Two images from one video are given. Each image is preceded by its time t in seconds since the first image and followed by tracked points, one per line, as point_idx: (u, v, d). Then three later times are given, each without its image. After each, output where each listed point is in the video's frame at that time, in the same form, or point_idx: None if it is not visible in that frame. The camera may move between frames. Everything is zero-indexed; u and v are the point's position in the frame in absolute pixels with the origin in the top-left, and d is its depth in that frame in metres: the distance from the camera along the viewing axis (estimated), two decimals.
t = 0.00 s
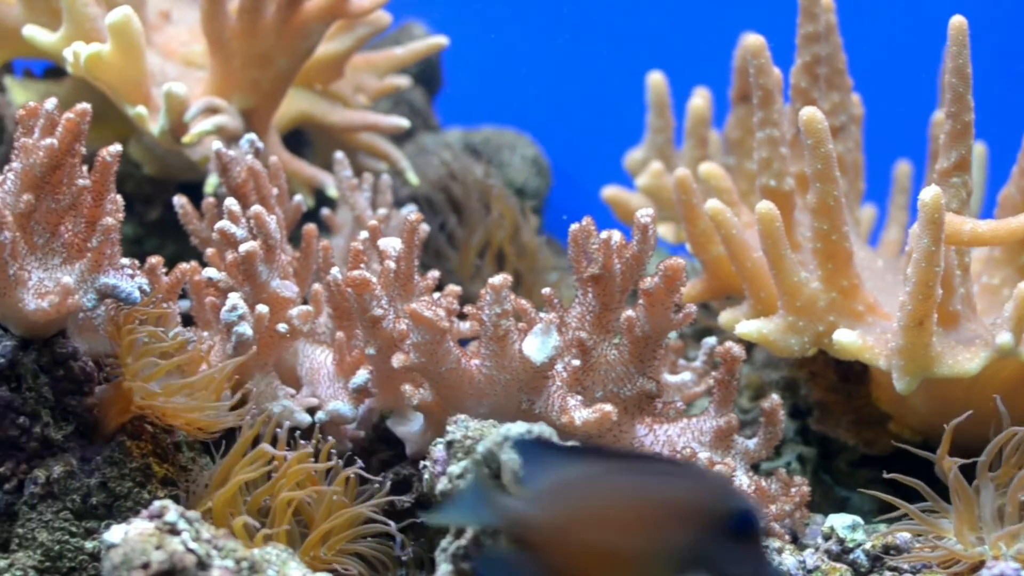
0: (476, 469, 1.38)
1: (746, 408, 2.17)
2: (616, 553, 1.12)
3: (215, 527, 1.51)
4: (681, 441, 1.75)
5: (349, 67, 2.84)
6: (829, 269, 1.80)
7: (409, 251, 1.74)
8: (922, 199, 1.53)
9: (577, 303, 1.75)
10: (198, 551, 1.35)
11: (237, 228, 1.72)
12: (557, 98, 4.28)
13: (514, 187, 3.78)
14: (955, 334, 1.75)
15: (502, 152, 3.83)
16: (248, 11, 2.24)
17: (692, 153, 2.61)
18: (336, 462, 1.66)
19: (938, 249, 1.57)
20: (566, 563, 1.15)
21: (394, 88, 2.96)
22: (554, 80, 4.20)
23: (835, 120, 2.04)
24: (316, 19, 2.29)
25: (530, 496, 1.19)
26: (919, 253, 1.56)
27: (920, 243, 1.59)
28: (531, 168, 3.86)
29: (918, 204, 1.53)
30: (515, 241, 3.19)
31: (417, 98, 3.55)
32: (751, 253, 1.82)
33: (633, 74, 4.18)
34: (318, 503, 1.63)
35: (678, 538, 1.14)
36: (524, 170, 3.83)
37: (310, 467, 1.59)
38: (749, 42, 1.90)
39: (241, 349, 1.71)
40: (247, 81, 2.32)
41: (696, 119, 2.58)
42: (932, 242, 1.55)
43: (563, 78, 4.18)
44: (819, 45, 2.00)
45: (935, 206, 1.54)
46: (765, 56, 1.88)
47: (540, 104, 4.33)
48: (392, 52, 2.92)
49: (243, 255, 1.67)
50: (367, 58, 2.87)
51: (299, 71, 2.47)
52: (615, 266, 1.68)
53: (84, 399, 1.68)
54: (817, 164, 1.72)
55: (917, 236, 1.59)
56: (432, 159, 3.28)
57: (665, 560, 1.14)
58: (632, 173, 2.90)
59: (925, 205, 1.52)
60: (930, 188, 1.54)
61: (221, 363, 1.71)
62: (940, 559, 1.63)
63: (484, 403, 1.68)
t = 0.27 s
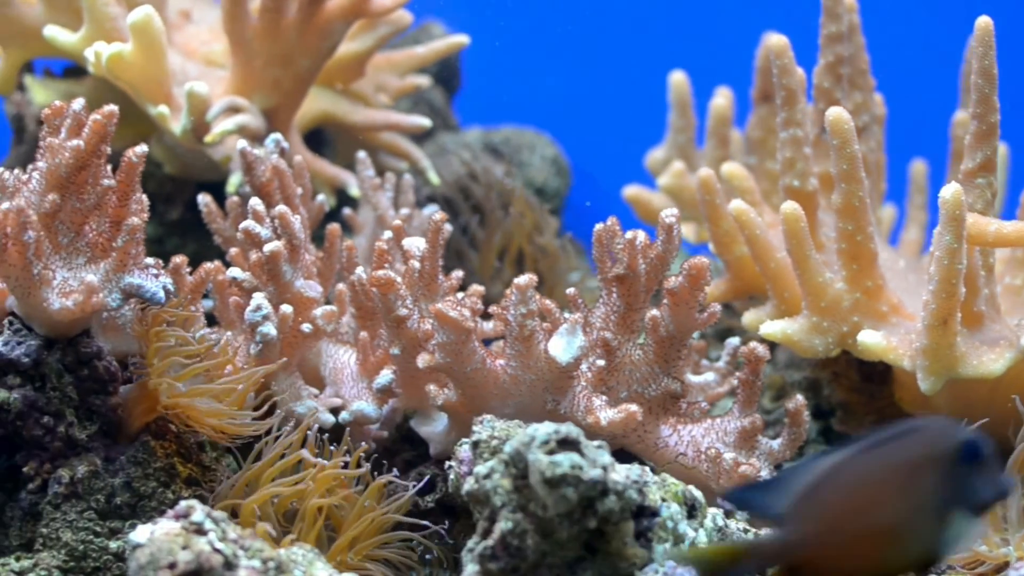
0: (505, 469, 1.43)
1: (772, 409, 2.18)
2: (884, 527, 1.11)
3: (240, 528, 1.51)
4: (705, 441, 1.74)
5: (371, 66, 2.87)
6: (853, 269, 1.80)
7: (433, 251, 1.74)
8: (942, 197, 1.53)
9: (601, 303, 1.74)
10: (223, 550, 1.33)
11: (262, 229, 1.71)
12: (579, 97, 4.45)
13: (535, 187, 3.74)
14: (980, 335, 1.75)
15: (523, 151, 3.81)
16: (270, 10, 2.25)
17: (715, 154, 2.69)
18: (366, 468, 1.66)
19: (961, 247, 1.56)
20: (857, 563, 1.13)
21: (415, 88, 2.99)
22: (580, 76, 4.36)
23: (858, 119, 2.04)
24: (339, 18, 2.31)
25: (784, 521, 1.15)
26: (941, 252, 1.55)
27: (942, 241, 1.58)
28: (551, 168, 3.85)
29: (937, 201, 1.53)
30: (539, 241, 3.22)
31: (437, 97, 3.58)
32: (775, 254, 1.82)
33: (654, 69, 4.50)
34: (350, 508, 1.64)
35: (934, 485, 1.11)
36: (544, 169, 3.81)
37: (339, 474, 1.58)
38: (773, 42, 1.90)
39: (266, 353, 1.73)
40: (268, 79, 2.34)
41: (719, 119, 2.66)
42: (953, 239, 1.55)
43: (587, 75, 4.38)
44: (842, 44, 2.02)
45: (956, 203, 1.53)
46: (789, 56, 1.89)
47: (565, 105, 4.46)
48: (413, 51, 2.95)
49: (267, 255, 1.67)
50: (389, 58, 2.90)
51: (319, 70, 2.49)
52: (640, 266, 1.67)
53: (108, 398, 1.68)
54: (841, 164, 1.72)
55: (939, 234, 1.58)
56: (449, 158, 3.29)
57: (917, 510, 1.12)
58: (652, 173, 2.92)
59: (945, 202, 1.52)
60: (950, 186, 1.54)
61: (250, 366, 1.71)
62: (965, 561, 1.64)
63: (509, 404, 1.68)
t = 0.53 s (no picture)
0: (532, 468, 1.40)
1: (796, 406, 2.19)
2: None
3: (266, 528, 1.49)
4: (730, 441, 1.74)
5: (393, 66, 2.90)
6: (877, 269, 1.79)
7: (457, 251, 1.72)
8: (981, 202, 1.52)
9: (626, 302, 1.74)
10: (251, 550, 1.32)
11: (287, 228, 1.70)
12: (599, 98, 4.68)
13: (556, 186, 3.77)
14: (1004, 336, 1.75)
15: (543, 151, 3.83)
16: (292, 9, 2.30)
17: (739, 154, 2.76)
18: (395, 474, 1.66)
19: (994, 252, 1.55)
20: None
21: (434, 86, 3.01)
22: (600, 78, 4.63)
23: (881, 119, 2.10)
24: (360, 18, 2.32)
25: (985, 457, 1.63)
26: (972, 254, 1.55)
27: (975, 244, 1.57)
28: (572, 168, 3.86)
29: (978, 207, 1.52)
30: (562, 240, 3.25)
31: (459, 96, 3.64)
32: (799, 254, 1.83)
33: (676, 75, 4.59)
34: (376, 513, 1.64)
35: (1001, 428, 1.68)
36: (564, 169, 3.82)
37: (370, 481, 1.59)
38: (796, 42, 1.90)
39: (291, 354, 1.77)
40: (291, 79, 2.39)
41: (742, 119, 2.72)
42: (988, 244, 1.54)
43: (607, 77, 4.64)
44: (865, 45, 2.05)
45: (994, 208, 1.53)
46: (811, 57, 1.90)
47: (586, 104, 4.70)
48: (435, 50, 2.99)
49: (291, 256, 1.66)
50: (410, 58, 2.94)
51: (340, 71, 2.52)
52: (665, 266, 1.66)
53: (133, 398, 1.68)
54: (865, 165, 1.71)
55: (973, 239, 1.56)
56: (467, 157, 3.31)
57: None
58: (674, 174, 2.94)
59: (984, 207, 1.52)
60: (989, 191, 1.53)
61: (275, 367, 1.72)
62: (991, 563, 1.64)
63: (534, 404, 1.68)
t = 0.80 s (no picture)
0: (558, 469, 1.38)
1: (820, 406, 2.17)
2: None
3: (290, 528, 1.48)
4: (754, 441, 1.74)
5: (414, 65, 2.92)
6: (901, 269, 1.79)
7: (481, 251, 1.74)
8: (1007, 200, 1.52)
9: (650, 302, 1.74)
10: (276, 551, 1.31)
11: (311, 228, 1.71)
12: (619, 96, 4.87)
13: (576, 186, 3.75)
14: None
15: (563, 151, 3.83)
16: (314, 9, 2.30)
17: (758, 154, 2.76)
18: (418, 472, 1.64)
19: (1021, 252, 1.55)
20: None
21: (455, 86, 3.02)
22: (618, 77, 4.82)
23: (903, 119, 2.11)
24: (382, 18, 2.34)
25: None
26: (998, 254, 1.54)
27: (1002, 244, 1.56)
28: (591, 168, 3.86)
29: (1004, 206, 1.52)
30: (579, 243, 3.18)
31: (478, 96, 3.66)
32: (823, 254, 1.83)
33: (694, 73, 4.78)
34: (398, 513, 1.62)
35: None
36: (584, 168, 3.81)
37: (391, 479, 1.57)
38: (819, 43, 1.92)
39: (315, 353, 1.76)
40: (312, 79, 2.39)
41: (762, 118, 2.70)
42: (1014, 243, 1.53)
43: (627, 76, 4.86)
44: (887, 45, 2.07)
45: (1021, 207, 1.53)
46: (834, 56, 1.92)
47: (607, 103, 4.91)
48: (455, 50, 3.00)
49: (316, 256, 1.67)
50: (431, 57, 2.96)
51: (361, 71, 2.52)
52: (689, 266, 1.66)
53: (156, 398, 1.69)
54: (890, 164, 1.71)
55: (1000, 238, 1.56)
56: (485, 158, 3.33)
57: None
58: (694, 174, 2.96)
59: (1010, 206, 1.52)
60: (1016, 190, 1.53)
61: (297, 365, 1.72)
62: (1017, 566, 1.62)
63: (559, 404, 1.68)
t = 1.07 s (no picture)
0: (583, 468, 1.37)
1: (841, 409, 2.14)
2: None
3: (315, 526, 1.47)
4: (775, 442, 1.74)
5: (434, 66, 2.94)
6: (922, 269, 1.79)
7: (503, 251, 1.73)
8: None
9: (672, 302, 1.74)
10: (301, 550, 1.30)
11: (334, 228, 1.72)
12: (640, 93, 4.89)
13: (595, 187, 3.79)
14: None
15: (580, 151, 3.87)
16: (334, 9, 2.33)
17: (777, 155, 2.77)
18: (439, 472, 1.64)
19: None
20: None
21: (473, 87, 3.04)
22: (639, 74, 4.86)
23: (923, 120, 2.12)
24: (403, 18, 2.36)
25: None
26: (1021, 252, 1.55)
27: None
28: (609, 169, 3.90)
29: None
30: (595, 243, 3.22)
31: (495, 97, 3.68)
32: (844, 254, 1.84)
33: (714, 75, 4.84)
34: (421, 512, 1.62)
35: None
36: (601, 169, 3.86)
37: (415, 480, 1.57)
38: (843, 42, 1.95)
39: (335, 353, 1.76)
40: (332, 78, 2.40)
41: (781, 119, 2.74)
42: None
43: (647, 77, 4.88)
44: (908, 45, 2.09)
45: None
46: (857, 56, 1.94)
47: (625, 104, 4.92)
48: (474, 50, 3.03)
49: (339, 256, 1.68)
50: (450, 58, 2.98)
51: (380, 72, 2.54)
52: (711, 266, 1.65)
53: (178, 397, 1.69)
54: (913, 164, 1.72)
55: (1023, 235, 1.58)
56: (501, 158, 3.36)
57: None
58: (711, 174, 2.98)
59: None
60: None
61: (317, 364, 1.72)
62: None
63: (581, 404, 1.68)
